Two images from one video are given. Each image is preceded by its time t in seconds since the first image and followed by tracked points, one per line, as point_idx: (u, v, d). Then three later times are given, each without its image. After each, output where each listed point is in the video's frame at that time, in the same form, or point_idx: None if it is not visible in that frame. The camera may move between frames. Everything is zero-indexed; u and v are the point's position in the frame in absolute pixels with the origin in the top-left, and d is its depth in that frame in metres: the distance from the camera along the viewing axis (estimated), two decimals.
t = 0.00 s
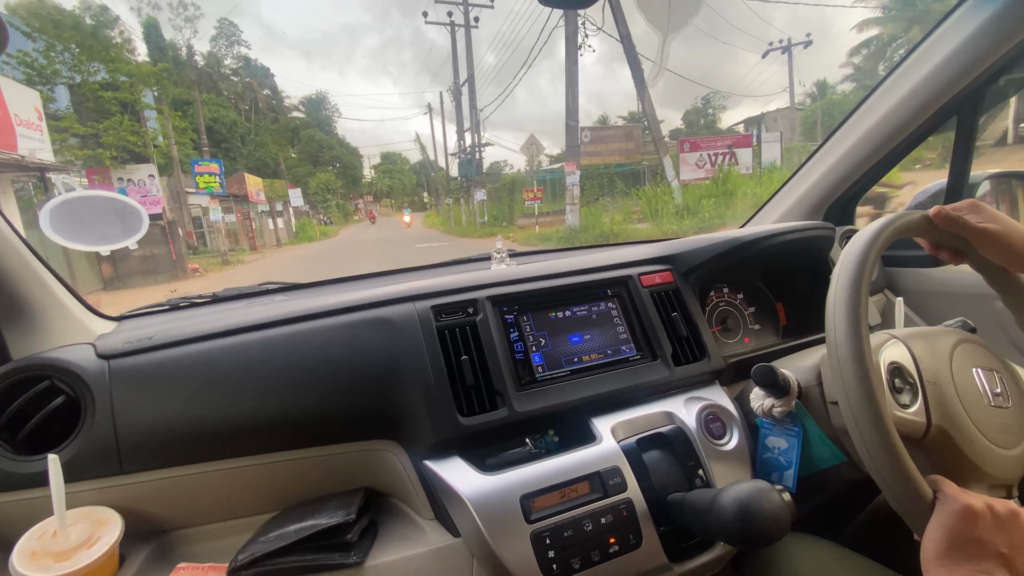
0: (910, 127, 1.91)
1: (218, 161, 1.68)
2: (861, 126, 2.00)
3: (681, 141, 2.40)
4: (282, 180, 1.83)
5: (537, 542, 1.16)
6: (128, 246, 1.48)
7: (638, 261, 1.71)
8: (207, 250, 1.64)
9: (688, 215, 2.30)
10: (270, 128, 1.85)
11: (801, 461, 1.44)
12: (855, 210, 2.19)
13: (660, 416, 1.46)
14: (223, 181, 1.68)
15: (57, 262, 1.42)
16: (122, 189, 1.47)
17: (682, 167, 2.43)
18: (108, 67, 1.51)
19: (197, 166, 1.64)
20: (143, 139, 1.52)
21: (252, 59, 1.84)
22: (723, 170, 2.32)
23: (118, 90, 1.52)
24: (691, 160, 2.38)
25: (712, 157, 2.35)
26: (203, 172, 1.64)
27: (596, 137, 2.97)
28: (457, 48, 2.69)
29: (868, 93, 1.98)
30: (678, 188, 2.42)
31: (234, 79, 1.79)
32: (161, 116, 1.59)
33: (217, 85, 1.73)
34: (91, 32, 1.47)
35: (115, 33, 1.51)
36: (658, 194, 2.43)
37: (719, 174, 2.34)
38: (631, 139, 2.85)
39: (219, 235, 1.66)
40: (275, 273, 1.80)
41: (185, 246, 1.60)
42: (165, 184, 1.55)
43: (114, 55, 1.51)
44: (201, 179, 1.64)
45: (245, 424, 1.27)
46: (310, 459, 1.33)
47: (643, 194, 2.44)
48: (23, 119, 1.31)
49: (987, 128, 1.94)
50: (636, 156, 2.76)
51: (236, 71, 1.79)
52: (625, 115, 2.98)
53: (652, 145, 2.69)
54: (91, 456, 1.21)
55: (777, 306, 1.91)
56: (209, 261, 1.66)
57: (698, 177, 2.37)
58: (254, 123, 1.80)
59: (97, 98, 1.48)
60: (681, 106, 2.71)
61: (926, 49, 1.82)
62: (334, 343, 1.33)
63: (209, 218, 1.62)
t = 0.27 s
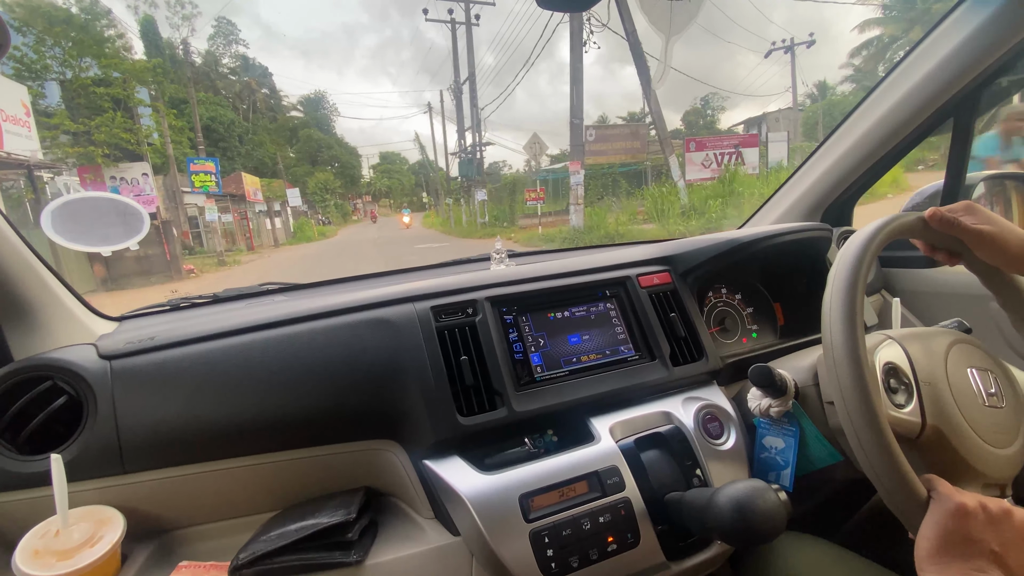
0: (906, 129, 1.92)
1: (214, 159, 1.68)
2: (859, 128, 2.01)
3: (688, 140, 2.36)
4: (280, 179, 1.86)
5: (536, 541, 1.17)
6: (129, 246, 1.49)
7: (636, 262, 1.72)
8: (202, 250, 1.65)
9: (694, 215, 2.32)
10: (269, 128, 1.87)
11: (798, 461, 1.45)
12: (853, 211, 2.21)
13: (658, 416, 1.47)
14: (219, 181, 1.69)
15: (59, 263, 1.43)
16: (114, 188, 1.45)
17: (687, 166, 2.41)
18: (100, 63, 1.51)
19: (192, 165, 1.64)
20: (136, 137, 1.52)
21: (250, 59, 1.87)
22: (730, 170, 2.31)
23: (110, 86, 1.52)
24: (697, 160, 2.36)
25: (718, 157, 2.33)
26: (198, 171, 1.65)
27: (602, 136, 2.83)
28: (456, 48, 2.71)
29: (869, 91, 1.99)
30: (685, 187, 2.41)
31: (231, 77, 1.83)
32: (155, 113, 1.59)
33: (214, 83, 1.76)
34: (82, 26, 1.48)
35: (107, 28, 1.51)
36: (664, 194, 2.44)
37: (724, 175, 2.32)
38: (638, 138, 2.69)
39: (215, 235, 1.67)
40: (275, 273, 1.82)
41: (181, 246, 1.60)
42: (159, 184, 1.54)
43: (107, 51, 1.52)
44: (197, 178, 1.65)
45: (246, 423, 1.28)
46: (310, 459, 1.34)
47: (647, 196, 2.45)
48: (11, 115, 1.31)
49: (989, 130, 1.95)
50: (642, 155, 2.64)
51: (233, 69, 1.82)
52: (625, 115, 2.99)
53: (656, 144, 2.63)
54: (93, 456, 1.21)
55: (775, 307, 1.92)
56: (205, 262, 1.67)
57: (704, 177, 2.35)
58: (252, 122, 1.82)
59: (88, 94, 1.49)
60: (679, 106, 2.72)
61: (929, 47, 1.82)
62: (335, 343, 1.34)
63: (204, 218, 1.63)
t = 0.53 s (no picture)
0: (909, 124, 1.91)
1: (208, 155, 1.65)
2: (861, 123, 2.00)
3: (692, 138, 2.33)
4: (278, 177, 1.82)
5: (538, 538, 1.16)
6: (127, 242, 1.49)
7: (637, 257, 1.71)
8: (197, 250, 1.64)
9: (700, 214, 2.28)
10: (265, 126, 1.85)
11: (801, 457, 1.44)
12: (854, 207, 2.20)
13: (660, 412, 1.46)
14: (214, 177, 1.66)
15: (54, 259, 1.42)
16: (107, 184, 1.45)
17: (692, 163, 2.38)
18: (92, 57, 1.48)
19: (187, 162, 1.62)
20: (129, 132, 1.50)
21: (249, 56, 1.81)
22: (734, 167, 2.28)
23: (103, 81, 1.50)
24: (702, 158, 2.33)
25: (723, 154, 2.31)
26: (193, 168, 1.62)
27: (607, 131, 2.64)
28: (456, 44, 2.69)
29: (869, 88, 1.98)
30: (689, 186, 2.39)
31: (229, 74, 1.78)
32: (149, 109, 1.56)
33: (208, 80, 1.70)
34: (72, 18, 1.44)
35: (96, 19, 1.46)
36: (668, 192, 2.41)
37: (730, 173, 2.30)
38: (642, 135, 2.60)
39: (210, 234, 1.66)
40: (273, 269, 1.80)
41: (178, 244, 1.60)
42: (153, 181, 1.54)
43: (98, 45, 1.48)
44: (191, 175, 1.62)
45: (245, 420, 1.27)
46: (310, 456, 1.33)
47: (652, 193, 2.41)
48: None
49: (993, 128, 1.94)
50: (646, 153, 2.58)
51: (231, 66, 1.77)
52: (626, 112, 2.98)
53: (661, 142, 2.56)
54: (90, 453, 1.20)
55: (777, 303, 1.91)
56: (200, 261, 1.65)
57: (707, 175, 2.33)
58: (248, 119, 1.79)
59: (79, 88, 1.47)
60: (680, 105, 2.65)
61: (931, 41, 1.80)
62: (334, 338, 1.33)
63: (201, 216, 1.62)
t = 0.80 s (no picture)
0: (908, 127, 1.92)
1: (208, 156, 1.65)
2: (860, 126, 2.01)
3: (696, 140, 2.36)
4: (278, 179, 1.82)
5: (539, 538, 1.17)
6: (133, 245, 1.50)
7: (638, 259, 1.72)
8: (197, 250, 1.61)
9: (704, 215, 2.28)
10: (266, 127, 1.85)
11: (800, 458, 1.45)
12: (854, 210, 2.21)
13: (660, 413, 1.47)
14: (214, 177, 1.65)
15: (58, 260, 1.43)
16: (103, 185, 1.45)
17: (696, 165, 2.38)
18: (90, 55, 1.50)
19: (186, 163, 1.61)
20: (126, 133, 1.51)
21: (250, 57, 1.82)
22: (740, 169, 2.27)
23: (100, 80, 1.51)
24: (706, 160, 2.34)
25: (728, 156, 2.29)
26: (192, 168, 1.61)
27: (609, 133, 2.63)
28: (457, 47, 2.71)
29: (868, 92, 2.00)
30: (694, 187, 2.37)
31: (231, 76, 1.78)
32: (147, 108, 1.58)
33: (210, 82, 1.72)
34: (69, 17, 1.46)
35: (92, 17, 1.48)
36: (674, 194, 2.42)
37: (736, 174, 2.28)
38: (646, 136, 2.59)
39: (210, 235, 1.62)
40: (275, 270, 1.82)
41: (177, 245, 1.58)
42: (151, 183, 1.54)
43: (95, 43, 1.49)
44: (190, 176, 1.61)
45: (248, 420, 1.27)
46: (312, 457, 1.34)
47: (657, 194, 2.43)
48: None
49: (994, 131, 1.95)
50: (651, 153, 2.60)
51: (230, 68, 1.77)
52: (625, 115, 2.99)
53: (665, 143, 2.57)
54: (95, 453, 1.21)
55: (776, 304, 1.92)
56: (199, 262, 1.63)
57: (712, 177, 2.32)
58: (250, 120, 1.80)
59: (76, 87, 1.47)
60: (681, 106, 2.66)
61: (930, 45, 1.82)
62: (337, 340, 1.34)
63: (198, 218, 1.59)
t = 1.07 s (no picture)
0: (907, 128, 1.93)
1: (206, 156, 1.65)
2: (859, 128, 2.02)
3: (700, 140, 2.38)
4: (277, 179, 1.83)
5: (537, 538, 1.17)
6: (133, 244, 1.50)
7: (637, 260, 1.72)
8: (194, 251, 1.60)
9: (708, 217, 2.27)
10: (266, 127, 1.85)
11: (798, 459, 1.45)
12: (853, 212, 2.21)
13: (658, 414, 1.47)
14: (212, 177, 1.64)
15: (58, 259, 1.43)
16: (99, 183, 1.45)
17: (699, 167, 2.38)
18: (86, 54, 1.48)
19: (184, 163, 1.62)
20: (124, 132, 1.51)
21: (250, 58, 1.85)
22: (743, 170, 2.28)
23: (96, 78, 1.50)
24: (710, 160, 2.36)
25: (731, 157, 2.32)
26: (189, 168, 1.62)
27: (612, 133, 2.75)
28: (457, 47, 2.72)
29: (867, 94, 2.00)
30: (697, 188, 2.38)
31: (231, 77, 1.80)
32: (145, 108, 1.57)
33: (212, 83, 1.73)
34: (66, 14, 1.45)
35: (88, 16, 1.48)
36: (678, 194, 2.40)
37: (739, 176, 2.29)
38: (649, 137, 2.65)
39: (208, 235, 1.61)
40: (275, 270, 1.82)
41: (175, 245, 1.59)
42: (149, 183, 1.54)
43: (92, 41, 1.49)
44: (187, 176, 1.61)
45: (246, 420, 1.28)
46: (311, 456, 1.34)
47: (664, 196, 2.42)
48: None
49: (994, 134, 1.95)
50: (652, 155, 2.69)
51: (230, 68, 1.79)
52: (625, 116, 3.01)
53: (666, 143, 2.58)
54: (93, 452, 1.21)
55: (775, 306, 1.92)
56: (196, 263, 1.62)
57: (716, 177, 2.33)
58: (249, 120, 1.80)
59: (73, 87, 1.46)
60: (682, 106, 2.66)
61: (928, 48, 1.83)
62: (336, 339, 1.34)
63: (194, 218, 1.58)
